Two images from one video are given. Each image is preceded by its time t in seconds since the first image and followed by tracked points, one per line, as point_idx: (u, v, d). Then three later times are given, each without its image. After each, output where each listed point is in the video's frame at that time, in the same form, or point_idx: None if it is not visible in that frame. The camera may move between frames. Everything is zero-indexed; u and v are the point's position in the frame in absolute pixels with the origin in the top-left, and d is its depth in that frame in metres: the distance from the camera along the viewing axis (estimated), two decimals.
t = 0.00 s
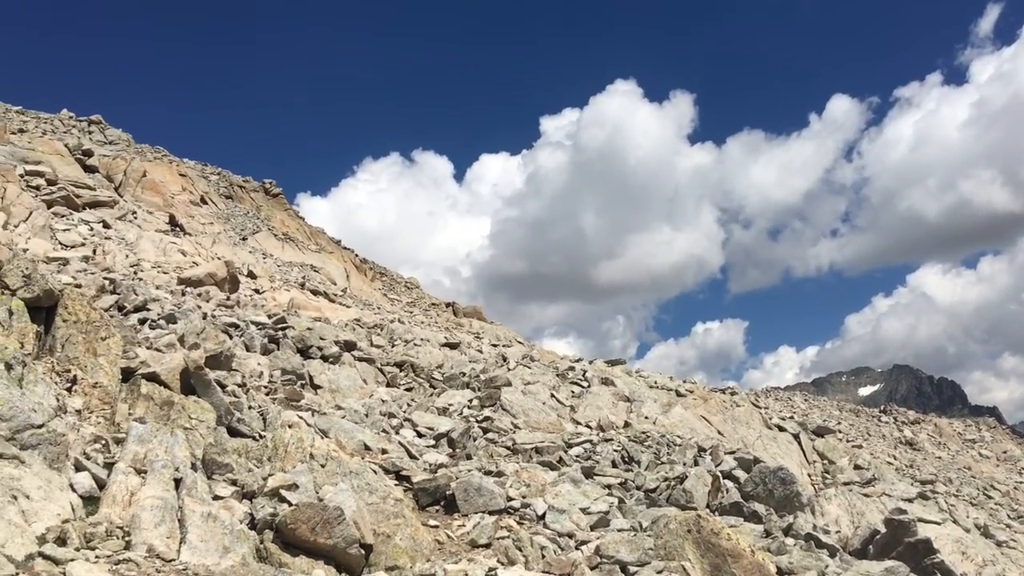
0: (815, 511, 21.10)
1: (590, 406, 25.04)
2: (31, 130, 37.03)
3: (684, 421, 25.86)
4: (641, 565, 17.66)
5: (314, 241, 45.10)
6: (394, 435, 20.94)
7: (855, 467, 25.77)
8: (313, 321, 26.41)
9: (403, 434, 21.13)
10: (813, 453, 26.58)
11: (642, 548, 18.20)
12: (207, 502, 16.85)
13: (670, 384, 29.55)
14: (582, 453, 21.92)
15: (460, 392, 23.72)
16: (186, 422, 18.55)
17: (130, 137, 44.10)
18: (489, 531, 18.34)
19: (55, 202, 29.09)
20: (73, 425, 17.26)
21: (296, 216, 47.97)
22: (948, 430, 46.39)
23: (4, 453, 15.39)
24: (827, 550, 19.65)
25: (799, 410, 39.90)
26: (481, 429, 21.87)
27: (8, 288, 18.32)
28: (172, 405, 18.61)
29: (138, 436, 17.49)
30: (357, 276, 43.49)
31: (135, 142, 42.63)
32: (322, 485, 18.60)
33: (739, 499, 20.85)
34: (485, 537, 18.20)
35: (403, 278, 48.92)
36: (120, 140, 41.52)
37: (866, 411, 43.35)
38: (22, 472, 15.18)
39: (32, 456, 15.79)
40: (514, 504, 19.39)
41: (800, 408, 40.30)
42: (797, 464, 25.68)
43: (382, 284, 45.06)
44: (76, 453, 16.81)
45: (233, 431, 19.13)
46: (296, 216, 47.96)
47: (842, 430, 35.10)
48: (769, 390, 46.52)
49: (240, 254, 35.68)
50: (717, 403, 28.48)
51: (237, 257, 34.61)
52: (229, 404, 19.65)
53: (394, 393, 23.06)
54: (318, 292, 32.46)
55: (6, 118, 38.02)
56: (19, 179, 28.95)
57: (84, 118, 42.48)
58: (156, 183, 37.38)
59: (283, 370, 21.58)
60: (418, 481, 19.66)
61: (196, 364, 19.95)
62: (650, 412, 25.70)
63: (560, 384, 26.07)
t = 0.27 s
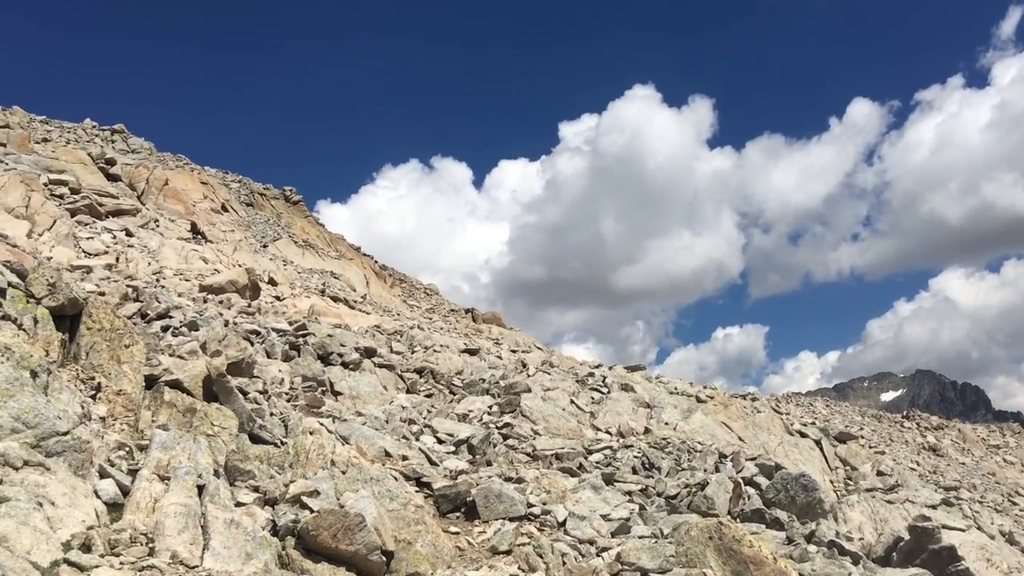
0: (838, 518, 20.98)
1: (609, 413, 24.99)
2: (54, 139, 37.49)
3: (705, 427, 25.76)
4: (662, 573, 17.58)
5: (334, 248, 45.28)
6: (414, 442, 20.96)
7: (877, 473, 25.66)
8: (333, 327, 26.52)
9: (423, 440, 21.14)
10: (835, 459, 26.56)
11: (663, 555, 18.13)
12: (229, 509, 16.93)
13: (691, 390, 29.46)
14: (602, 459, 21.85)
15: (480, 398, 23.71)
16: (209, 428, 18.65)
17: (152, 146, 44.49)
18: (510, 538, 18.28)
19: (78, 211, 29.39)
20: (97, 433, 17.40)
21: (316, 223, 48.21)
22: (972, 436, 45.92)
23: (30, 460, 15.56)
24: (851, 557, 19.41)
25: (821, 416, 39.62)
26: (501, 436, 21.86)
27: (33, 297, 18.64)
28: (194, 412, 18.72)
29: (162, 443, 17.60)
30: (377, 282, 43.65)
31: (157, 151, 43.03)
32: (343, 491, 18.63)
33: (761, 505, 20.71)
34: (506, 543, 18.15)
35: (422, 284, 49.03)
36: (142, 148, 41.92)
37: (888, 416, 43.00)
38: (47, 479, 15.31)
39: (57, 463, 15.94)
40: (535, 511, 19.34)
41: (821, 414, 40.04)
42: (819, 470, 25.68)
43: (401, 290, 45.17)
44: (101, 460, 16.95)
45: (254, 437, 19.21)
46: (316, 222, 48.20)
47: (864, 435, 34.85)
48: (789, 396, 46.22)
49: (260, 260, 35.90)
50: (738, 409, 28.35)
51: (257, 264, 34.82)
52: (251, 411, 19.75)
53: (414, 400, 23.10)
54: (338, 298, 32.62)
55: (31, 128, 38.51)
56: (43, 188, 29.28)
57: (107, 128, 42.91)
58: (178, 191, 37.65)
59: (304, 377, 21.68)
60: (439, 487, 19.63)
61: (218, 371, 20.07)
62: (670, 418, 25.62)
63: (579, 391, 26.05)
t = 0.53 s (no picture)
0: (858, 524, 20.83)
1: (627, 417, 24.95)
2: (76, 146, 37.87)
3: (724, 432, 25.68)
4: None
5: (352, 253, 45.46)
6: (433, 446, 20.98)
7: (898, 479, 25.56)
8: (352, 332, 26.63)
9: (441, 445, 21.16)
10: (855, 464, 26.50)
11: (683, 561, 17.97)
12: (249, 514, 17.00)
13: (709, 395, 29.37)
14: (620, 464, 21.79)
15: (497, 403, 23.71)
16: (228, 433, 18.74)
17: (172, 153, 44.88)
18: (529, 543, 18.24)
19: (100, 217, 29.67)
20: (119, 437, 17.52)
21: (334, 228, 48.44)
22: (994, 442, 45.45)
23: (53, 465, 15.69)
24: (871, 564, 19.16)
25: (841, 421, 39.35)
26: (519, 441, 21.84)
27: (56, 302, 18.78)
28: (214, 417, 18.82)
29: (182, 448, 17.70)
30: (394, 287, 43.80)
31: (177, 157, 43.39)
32: (362, 496, 18.68)
33: (781, 512, 20.57)
34: (524, 549, 18.05)
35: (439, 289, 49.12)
36: (162, 155, 42.28)
37: (909, 422, 42.66)
38: (70, 484, 15.42)
39: (79, 468, 16.06)
40: (553, 516, 19.29)
41: (841, 419, 39.79)
42: (839, 476, 25.63)
43: (419, 295, 45.27)
44: (123, 465, 17.07)
45: (274, 442, 19.29)
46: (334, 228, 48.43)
47: (885, 441, 34.61)
48: (809, 401, 45.96)
49: (279, 266, 36.10)
50: (757, 414, 28.24)
51: (276, 269, 35.00)
52: (271, 416, 19.84)
53: (432, 404, 23.13)
54: (356, 303, 32.79)
55: (53, 135, 38.94)
56: (65, 195, 29.59)
57: (128, 135, 43.30)
58: (198, 197, 37.94)
59: (323, 382, 21.78)
60: (457, 492, 19.60)
61: (238, 377, 20.19)
62: (688, 423, 25.55)
63: (597, 396, 26.03)
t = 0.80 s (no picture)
0: (879, 530, 20.64)
1: (645, 422, 24.90)
2: (97, 152, 38.22)
3: (742, 437, 25.58)
4: None
5: (370, 257, 45.60)
6: (451, 451, 20.99)
7: (919, 485, 25.41)
8: (370, 336, 26.74)
9: (459, 449, 21.16)
10: (875, 470, 26.38)
11: (701, 567, 17.70)
12: (269, 517, 17.03)
13: (727, 400, 29.28)
14: (639, 469, 21.71)
15: (515, 407, 23.69)
16: (248, 437, 18.82)
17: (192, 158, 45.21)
18: (547, 548, 18.14)
19: (120, 222, 29.93)
20: (140, 441, 17.62)
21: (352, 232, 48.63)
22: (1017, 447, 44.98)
23: (75, 468, 15.80)
24: (893, 569, 18.67)
25: (860, 426, 39.05)
26: (537, 445, 21.81)
27: (78, 307, 19.02)
28: (234, 421, 18.90)
29: (202, 451, 17.76)
30: (412, 291, 43.93)
31: (196, 163, 43.72)
32: (381, 501, 18.69)
33: (800, 517, 20.39)
34: (542, 554, 17.99)
35: (456, 293, 49.21)
36: (181, 161, 42.59)
37: (930, 427, 42.33)
38: (91, 488, 15.51)
39: (101, 472, 16.18)
40: (571, 521, 19.19)
41: (861, 424, 39.56)
42: (859, 481, 25.51)
43: (437, 299, 45.36)
44: (143, 468, 17.16)
45: (293, 446, 19.36)
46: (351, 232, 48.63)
47: (906, 446, 34.37)
48: (828, 405, 45.68)
49: (297, 270, 36.29)
50: (776, 419, 28.13)
51: (295, 274, 35.16)
52: (290, 420, 19.91)
53: (449, 409, 23.14)
54: (374, 308, 32.95)
55: (75, 141, 39.33)
56: (86, 200, 29.86)
57: (148, 140, 43.66)
58: (217, 202, 38.21)
59: (341, 386, 21.86)
60: (475, 496, 19.58)
61: (257, 381, 20.28)
62: (706, 428, 25.48)
63: (615, 400, 26.00)
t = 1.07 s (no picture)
0: (902, 536, 20.39)
1: (665, 427, 24.86)
2: (119, 159, 38.59)
3: (763, 443, 25.49)
4: None
5: (389, 262, 45.77)
6: (470, 456, 21.00)
7: (942, 491, 25.25)
8: (389, 342, 26.85)
9: (479, 454, 21.16)
10: (898, 475, 26.26)
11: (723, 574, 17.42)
12: (290, 523, 17.06)
13: (747, 405, 29.19)
14: (658, 475, 21.62)
15: (535, 412, 23.69)
16: (269, 443, 18.89)
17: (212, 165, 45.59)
18: (567, 554, 18.00)
19: (143, 229, 30.20)
20: (162, 446, 17.74)
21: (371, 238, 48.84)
22: None
23: (98, 473, 15.92)
24: None
25: (882, 431, 38.75)
26: (556, 451, 21.77)
27: (101, 313, 19.25)
28: (255, 426, 18.98)
29: (224, 456, 17.84)
30: (431, 296, 44.06)
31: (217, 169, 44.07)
32: (401, 506, 18.71)
33: (822, 523, 20.20)
34: (562, 559, 17.88)
35: (474, 298, 49.28)
36: (202, 167, 42.91)
37: (953, 433, 41.97)
38: (114, 493, 15.61)
39: (124, 477, 16.29)
40: (591, 527, 19.06)
41: (883, 429, 39.28)
42: (881, 487, 25.41)
43: (455, 304, 45.45)
44: (166, 474, 17.27)
45: (314, 452, 19.42)
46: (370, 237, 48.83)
47: (928, 452, 34.09)
48: (850, 411, 45.38)
49: (317, 275, 36.47)
50: (796, 424, 28.01)
51: (314, 279, 35.32)
52: (310, 425, 19.99)
53: (469, 414, 23.18)
54: (393, 313, 33.11)
55: (97, 148, 39.77)
56: (109, 207, 30.18)
57: (169, 147, 44.08)
58: (238, 208, 38.51)
59: (361, 392, 21.95)
60: (495, 502, 19.53)
61: (278, 387, 20.38)
62: (727, 434, 25.39)
63: (634, 405, 25.96)
